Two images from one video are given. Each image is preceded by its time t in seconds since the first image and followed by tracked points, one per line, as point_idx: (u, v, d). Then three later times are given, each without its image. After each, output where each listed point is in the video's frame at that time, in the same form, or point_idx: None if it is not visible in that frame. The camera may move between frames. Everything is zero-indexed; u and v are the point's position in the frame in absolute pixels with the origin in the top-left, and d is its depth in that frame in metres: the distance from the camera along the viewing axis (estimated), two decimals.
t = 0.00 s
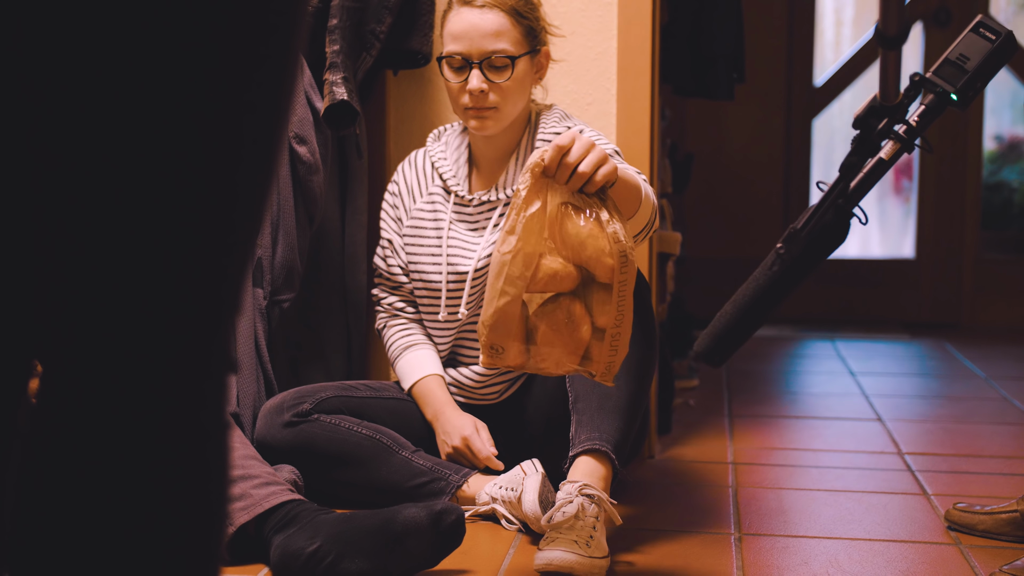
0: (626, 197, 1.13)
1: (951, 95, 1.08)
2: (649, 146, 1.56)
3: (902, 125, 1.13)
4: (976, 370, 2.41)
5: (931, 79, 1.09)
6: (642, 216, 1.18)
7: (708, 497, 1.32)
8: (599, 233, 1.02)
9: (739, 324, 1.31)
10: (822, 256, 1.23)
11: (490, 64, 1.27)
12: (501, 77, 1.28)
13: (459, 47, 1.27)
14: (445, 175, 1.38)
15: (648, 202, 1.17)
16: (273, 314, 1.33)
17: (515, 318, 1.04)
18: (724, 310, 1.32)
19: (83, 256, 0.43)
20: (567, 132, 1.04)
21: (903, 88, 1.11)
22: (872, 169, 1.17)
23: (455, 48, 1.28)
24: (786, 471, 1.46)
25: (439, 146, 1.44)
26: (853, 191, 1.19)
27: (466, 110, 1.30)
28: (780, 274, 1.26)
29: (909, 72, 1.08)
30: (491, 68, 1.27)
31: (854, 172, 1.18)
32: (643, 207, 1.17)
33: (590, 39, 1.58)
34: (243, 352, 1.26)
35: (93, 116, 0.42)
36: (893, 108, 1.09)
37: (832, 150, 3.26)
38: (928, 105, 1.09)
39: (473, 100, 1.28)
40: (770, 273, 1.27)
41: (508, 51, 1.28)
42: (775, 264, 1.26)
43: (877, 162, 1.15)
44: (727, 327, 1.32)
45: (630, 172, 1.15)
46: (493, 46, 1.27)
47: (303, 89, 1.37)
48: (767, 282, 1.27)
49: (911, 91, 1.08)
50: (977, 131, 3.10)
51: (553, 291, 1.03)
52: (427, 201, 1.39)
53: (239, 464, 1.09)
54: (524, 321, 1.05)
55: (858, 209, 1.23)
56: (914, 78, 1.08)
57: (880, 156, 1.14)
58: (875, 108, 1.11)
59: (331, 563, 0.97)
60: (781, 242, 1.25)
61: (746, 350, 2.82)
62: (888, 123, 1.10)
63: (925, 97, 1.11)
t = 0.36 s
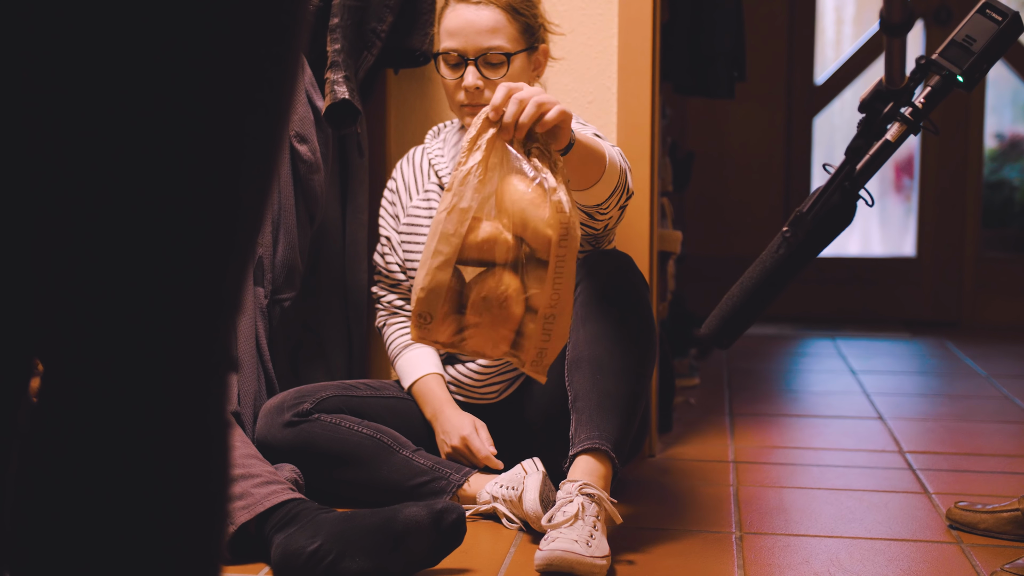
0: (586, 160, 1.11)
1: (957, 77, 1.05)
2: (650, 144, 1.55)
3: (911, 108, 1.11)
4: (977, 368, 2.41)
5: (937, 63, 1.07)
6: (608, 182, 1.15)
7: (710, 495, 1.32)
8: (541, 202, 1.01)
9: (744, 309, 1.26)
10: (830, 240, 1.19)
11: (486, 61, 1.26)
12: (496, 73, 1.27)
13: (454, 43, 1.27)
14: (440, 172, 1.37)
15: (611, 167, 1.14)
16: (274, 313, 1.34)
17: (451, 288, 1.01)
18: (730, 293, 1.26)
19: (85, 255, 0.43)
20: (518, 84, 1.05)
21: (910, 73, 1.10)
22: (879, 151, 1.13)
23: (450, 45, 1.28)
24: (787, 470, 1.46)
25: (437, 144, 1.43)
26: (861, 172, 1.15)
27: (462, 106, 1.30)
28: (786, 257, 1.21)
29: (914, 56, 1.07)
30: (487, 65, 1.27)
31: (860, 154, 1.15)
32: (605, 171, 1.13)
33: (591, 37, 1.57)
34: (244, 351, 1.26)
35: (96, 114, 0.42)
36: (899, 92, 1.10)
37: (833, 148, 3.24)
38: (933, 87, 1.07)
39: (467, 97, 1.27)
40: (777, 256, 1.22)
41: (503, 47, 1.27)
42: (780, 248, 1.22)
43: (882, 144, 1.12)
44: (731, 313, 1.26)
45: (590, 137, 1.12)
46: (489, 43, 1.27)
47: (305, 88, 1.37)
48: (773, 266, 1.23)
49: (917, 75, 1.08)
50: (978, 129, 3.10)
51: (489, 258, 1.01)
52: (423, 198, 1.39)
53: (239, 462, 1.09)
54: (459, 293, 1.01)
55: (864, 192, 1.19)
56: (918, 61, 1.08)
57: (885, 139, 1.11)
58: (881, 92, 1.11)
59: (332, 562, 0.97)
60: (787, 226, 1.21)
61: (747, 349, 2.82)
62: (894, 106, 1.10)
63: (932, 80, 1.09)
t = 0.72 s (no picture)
0: (582, 129, 1.12)
1: (964, 79, 1.06)
2: (650, 147, 1.55)
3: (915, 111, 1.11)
4: (977, 371, 2.41)
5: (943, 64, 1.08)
6: (615, 173, 1.15)
7: (710, 499, 1.32)
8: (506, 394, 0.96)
9: (749, 311, 1.24)
10: (836, 242, 1.19)
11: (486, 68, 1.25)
12: (496, 81, 1.26)
13: (454, 52, 1.27)
14: (442, 178, 1.38)
15: (618, 157, 1.15)
16: (274, 317, 1.34)
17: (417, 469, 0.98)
18: (736, 296, 1.24)
19: (86, 259, 0.43)
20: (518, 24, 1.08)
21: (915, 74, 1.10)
22: (884, 155, 1.13)
23: (449, 54, 1.28)
24: (788, 473, 1.46)
25: (438, 149, 1.45)
26: (867, 174, 1.15)
27: (463, 115, 1.29)
28: (794, 259, 1.20)
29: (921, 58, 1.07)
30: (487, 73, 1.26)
31: (867, 156, 1.14)
32: (610, 159, 1.14)
33: (591, 40, 1.58)
34: (244, 354, 1.26)
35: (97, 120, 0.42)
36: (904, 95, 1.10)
37: (834, 150, 3.25)
38: (940, 89, 1.08)
39: (469, 106, 1.27)
40: (784, 258, 1.21)
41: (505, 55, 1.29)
42: (786, 249, 1.21)
43: (888, 147, 1.12)
44: (738, 315, 1.24)
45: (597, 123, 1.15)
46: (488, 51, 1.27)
47: (305, 91, 1.38)
48: (778, 268, 1.21)
49: (923, 77, 1.08)
50: (978, 131, 3.10)
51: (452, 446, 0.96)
52: (424, 205, 1.40)
53: (240, 466, 1.09)
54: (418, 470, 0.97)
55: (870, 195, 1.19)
56: (925, 63, 1.08)
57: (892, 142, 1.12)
58: (889, 95, 1.11)
59: (332, 566, 0.97)
60: (793, 228, 1.20)
61: (747, 352, 2.82)
62: (900, 108, 1.10)
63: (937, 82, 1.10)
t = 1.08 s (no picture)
0: (571, 175, 1.10)
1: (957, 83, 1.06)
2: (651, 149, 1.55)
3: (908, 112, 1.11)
4: (978, 373, 2.41)
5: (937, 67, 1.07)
6: (607, 216, 1.14)
7: (711, 501, 1.32)
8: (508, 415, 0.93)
9: (742, 312, 1.26)
10: (827, 245, 1.19)
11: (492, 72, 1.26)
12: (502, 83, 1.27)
13: (459, 55, 1.27)
14: (448, 180, 1.38)
15: (608, 201, 1.13)
16: (275, 318, 1.34)
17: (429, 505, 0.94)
18: (729, 296, 1.25)
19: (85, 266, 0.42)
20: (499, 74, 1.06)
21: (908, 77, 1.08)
22: (876, 157, 1.13)
23: (456, 56, 1.28)
24: (788, 475, 1.46)
25: (443, 150, 1.45)
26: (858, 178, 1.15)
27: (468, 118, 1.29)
28: (785, 262, 1.21)
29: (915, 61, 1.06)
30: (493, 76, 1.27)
31: (858, 160, 1.16)
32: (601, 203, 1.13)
33: (593, 42, 1.58)
34: (245, 356, 1.27)
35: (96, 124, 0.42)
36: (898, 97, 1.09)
37: (834, 151, 3.26)
38: (933, 92, 1.08)
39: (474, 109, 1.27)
40: (775, 260, 1.22)
41: (509, 58, 1.28)
42: (779, 252, 1.21)
43: (882, 149, 1.12)
44: (731, 314, 1.26)
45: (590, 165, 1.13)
46: (495, 55, 1.27)
47: (307, 93, 1.38)
48: (770, 271, 1.22)
49: (916, 79, 1.07)
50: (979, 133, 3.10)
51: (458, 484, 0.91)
52: (429, 206, 1.39)
53: (242, 467, 1.09)
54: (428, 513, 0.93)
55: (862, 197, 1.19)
56: (918, 66, 1.07)
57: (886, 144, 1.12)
58: (880, 97, 1.11)
59: (334, 567, 0.97)
60: (785, 230, 1.21)
61: (747, 353, 2.82)
62: (893, 110, 1.10)
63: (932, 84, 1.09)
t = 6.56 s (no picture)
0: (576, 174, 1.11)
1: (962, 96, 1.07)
2: (640, 156, 1.56)
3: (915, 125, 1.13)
4: (966, 381, 2.41)
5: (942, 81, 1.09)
6: (607, 184, 1.15)
7: (697, 507, 1.32)
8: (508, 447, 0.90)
9: (748, 327, 1.24)
10: (833, 258, 1.20)
11: (466, 77, 1.27)
12: (478, 88, 1.28)
13: (433, 61, 1.28)
14: (427, 190, 1.39)
15: (614, 168, 1.15)
16: (263, 323, 1.34)
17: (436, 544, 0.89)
18: (736, 310, 1.24)
19: (57, 283, 0.40)
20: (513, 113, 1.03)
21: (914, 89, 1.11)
22: (883, 169, 1.14)
23: (430, 63, 1.29)
24: (775, 482, 1.46)
25: (422, 160, 1.45)
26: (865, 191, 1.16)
27: (444, 122, 1.29)
28: (791, 275, 1.20)
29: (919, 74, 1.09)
30: (468, 79, 1.28)
31: (863, 173, 1.17)
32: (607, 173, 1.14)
33: (583, 49, 1.59)
34: (234, 361, 1.26)
35: (69, 132, 0.39)
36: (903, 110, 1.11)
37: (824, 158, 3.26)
38: (938, 105, 1.09)
39: (449, 113, 1.27)
40: (781, 274, 1.21)
41: (485, 62, 1.28)
42: (785, 264, 1.21)
43: (887, 162, 1.13)
44: (739, 327, 1.24)
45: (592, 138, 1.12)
46: (469, 58, 1.28)
47: (297, 99, 1.38)
48: (777, 284, 1.21)
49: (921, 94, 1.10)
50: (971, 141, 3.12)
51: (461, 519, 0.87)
52: (413, 215, 1.41)
53: (230, 472, 1.09)
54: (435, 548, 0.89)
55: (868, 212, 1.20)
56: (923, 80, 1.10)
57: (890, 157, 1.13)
58: (886, 111, 1.13)
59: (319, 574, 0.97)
60: (792, 244, 1.21)
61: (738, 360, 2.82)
62: (898, 124, 1.12)
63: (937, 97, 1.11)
